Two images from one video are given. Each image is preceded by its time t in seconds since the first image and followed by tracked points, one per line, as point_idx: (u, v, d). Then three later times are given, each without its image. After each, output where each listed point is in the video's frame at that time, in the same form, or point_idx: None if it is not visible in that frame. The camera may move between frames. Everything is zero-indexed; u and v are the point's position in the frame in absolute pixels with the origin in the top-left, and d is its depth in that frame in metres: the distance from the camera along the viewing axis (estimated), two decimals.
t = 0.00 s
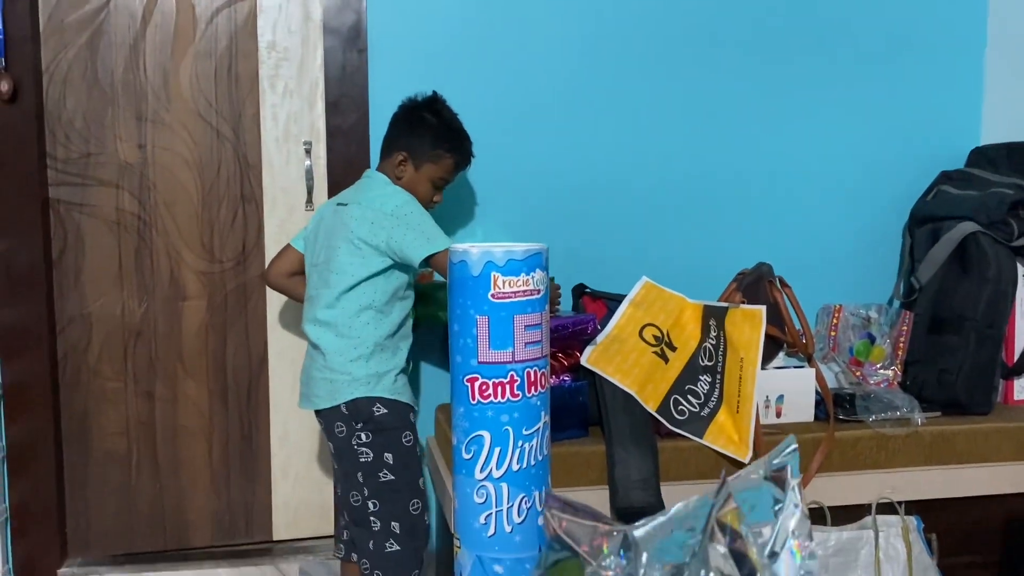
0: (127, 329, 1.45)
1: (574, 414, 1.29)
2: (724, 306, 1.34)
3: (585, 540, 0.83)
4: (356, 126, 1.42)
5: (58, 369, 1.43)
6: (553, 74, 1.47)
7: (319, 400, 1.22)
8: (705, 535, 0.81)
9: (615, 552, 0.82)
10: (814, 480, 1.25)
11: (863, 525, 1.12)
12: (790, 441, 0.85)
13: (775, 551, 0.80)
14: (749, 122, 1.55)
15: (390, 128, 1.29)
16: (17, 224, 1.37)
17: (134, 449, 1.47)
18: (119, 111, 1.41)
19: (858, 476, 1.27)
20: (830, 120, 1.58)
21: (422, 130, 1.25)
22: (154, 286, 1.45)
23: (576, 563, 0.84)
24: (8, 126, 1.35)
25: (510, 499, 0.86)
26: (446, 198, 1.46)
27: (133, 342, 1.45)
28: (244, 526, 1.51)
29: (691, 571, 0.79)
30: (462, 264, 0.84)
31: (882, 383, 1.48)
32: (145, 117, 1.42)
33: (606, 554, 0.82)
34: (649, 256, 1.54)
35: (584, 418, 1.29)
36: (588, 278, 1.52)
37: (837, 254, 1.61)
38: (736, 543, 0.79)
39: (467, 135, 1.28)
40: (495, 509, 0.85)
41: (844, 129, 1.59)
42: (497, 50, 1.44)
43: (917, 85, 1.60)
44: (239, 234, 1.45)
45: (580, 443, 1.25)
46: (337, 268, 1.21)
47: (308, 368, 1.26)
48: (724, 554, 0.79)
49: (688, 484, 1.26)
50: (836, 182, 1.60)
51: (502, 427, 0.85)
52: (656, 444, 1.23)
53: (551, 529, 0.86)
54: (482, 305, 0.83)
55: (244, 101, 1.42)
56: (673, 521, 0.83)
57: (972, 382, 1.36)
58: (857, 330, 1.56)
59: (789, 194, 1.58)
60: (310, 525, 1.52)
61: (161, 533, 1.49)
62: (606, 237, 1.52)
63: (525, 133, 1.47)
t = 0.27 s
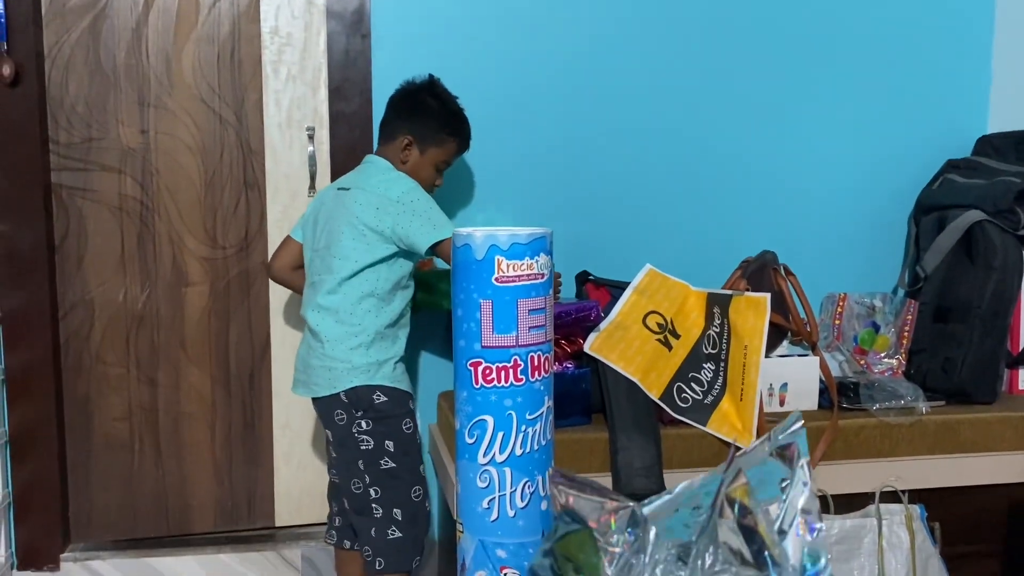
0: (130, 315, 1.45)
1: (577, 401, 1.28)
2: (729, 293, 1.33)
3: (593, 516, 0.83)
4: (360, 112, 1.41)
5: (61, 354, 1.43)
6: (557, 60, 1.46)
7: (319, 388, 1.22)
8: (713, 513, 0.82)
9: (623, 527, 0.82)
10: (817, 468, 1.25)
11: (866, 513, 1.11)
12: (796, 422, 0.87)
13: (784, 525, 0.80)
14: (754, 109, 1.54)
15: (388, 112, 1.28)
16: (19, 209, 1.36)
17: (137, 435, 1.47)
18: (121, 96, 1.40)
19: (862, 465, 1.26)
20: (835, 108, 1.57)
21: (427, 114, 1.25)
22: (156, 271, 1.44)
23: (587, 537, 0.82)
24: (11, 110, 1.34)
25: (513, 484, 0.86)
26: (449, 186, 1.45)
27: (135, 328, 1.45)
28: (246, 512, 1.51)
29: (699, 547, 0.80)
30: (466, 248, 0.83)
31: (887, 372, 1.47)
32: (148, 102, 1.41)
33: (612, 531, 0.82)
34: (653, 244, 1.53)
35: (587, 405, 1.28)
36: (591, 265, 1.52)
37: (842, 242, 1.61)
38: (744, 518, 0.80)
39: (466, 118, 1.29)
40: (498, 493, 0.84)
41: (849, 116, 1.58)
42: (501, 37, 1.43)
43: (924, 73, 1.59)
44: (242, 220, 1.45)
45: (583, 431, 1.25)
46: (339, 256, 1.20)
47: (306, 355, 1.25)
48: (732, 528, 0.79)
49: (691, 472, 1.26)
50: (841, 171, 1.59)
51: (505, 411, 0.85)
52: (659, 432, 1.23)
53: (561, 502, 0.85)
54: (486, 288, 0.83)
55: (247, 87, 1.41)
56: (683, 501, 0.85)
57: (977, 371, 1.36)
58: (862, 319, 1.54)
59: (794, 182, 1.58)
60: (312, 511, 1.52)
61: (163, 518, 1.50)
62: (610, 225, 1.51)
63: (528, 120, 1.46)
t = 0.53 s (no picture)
0: (130, 303, 1.44)
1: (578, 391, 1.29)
2: (730, 283, 1.33)
3: (598, 499, 0.82)
4: (360, 100, 1.41)
5: (61, 342, 1.43)
6: (559, 49, 1.45)
7: (320, 380, 1.22)
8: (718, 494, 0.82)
9: (629, 509, 0.81)
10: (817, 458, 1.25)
11: (867, 504, 1.12)
12: (800, 394, 0.84)
13: (791, 502, 0.78)
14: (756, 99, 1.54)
15: (384, 96, 1.26)
16: (19, 197, 1.36)
17: (137, 423, 1.47)
18: (121, 83, 1.40)
19: (863, 455, 1.26)
20: (838, 98, 1.57)
21: (428, 100, 1.24)
22: (156, 260, 1.44)
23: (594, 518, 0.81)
24: (10, 97, 1.34)
25: (515, 472, 0.86)
26: (450, 175, 1.45)
27: (136, 316, 1.45)
28: (246, 501, 1.51)
29: (704, 529, 0.80)
30: (468, 235, 0.83)
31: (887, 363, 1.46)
32: (147, 90, 1.40)
33: (617, 512, 0.81)
34: (654, 233, 1.53)
35: (587, 395, 1.28)
36: (592, 255, 1.52)
37: (844, 233, 1.60)
38: (750, 499, 0.79)
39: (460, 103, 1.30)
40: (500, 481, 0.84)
41: (852, 106, 1.57)
42: (503, 25, 1.43)
43: (928, 63, 1.59)
44: (242, 208, 1.44)
45: (583, 420, 1.25)
46: (341, 249, 1.19)
47: (306, 346, 1.25)
48: (739, 512, 0.79)
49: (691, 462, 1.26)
50: (844, 162, 1.59)
51: (506, 399, 0.85)
52: (660, 422, 1.22)
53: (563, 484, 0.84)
54: (488, 276, 0.82)
55: (247, 74, 1.41)
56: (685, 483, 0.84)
57: (978, 362, 1.36)
58: (863, 310, 1.55)
59: (796, 173, 1.57)
60: (313, 500, 1.52)
61: (163, 507, 1.50)
62: (611, 215, 1.51)
63: (530, 109, 1.46)
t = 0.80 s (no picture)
0: (124, 295, 1.44)
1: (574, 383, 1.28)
2: (726, 276, 1.33)
3: (589, 489, 0.82)
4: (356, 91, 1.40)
5: (55, 334, 1.42)
6: (556, 41, 1.45)
7: (314, 374, 1.22)
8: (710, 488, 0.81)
9: (620, 500, 0.81)
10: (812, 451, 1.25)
11: (861, 497, 1.12)
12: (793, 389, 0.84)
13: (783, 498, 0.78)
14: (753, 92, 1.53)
15: (368, 83, 1.23)
16: (13, 187, 1.35)
17: (132, 415, 1.46)
18: (115, 74, 1.39)
19: (858, 448, 1.26)
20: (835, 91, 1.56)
21: (416, 85, 1.23)
22: (151, 251, 1.44)
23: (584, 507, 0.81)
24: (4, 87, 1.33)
25: (509, 464, 0.85)
26: (446, 167, 1.44)
27: (130, 308, 1.44)
28: (242, 493, 1.50)
29: (695, 521, 0.79)
30: (463, 226, 0.83)
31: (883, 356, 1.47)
32: (142, 80, 1.40)
33: (608, 503, 0.81)
34: (650, 226, 1.53)
35: (583, 388, 1.28)
36: (589, 248, 1.51)
37: (840, 226, 1.60)
38: (742, 492, 0.79)
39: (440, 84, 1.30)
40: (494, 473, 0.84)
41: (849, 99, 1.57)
42: (500, 16, 1.42)
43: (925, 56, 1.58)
44: (238, 199, 1.44)
45: (578, 412, 1.24)
46: (330, 243, 1.19)
47: (300, 340, 1.25)
48: (731, 505, 0.78)
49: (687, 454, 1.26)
50: (840, 156, 1.58)
51: (501, 391, 0.84)
52: (655, 415, 1.22)
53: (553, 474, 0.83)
54: (483, 267, 0.82)
55: (242, 65, 1.40)
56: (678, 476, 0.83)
57: (973, 355, 1.36)
58: (858, 303, 1.55)
59: (792, 166, 1.57)
60: (308, 492, 1.52)
61: (158, 498, 1.49)
62: (608, 208, 1.51)
63: (526, 101, 1.45)
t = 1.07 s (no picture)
0: (117, 290, 1.43)
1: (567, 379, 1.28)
2: (720, 273, 1.33)
3: (569, 494, 0.81)
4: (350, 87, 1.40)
5: (47, 329, 1.42)
6: (551, 36, 1.44)
7: (287, 366, 1.25)
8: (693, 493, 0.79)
9: (601, 506, 0.80)
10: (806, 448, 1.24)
11: (854, 495, 1.12)
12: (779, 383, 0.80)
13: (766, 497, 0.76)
14: (749, 88, 1.53)
15: (355, 76, 1.22)
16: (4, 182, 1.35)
17: (125, 411, 1.46)
18: (108, 68, 1.38)
19: (851, 445, 1.26)
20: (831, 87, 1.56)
21: (398, 75, 1.22)
22: (144, 246, 1.43)
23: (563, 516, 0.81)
24: None
25: (500, 462, 0.85)
26: (440, 163, 1.44)
27: (123, 303, 1.44)
28: (235, 489, 1.50)
29: (676, 526, 0.78)
30: (455, 223, 0.82)
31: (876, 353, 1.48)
32: (134, 75, 1.39)
33: (589, 509, 0.80)
34: (645, 222, 1.52)
35: (577, 384, 1.28)
36: (583, 244, 1.51)
37: (836, 222, 1.60)
38: (724, 497, 0.76)
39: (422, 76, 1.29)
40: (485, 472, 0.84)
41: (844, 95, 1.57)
42: (494, 12, 1.41)
43: (921, 53, 1.58)
44: (231, 195, 1.43)
45: (572, 409, 1.24)
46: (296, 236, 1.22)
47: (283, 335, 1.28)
48: (715, 513, 0.77)
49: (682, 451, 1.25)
50: (835, 152, 1.58)
51: (492, 388, 0.84)
52: (649, 411, 1.22)
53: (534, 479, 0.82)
54: (474, 264, 0.82)
55: (235, 60, 1.39)
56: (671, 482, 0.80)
57: (968, 352, 1.36)
58: (852, 300, 1.55)
59: (788, 162, 1.57)
60: (302, 488, 1.52)
61: (151, 494, 1.49)
62: (602, 204, 1.50)
63: (521, 97, 1.45)
